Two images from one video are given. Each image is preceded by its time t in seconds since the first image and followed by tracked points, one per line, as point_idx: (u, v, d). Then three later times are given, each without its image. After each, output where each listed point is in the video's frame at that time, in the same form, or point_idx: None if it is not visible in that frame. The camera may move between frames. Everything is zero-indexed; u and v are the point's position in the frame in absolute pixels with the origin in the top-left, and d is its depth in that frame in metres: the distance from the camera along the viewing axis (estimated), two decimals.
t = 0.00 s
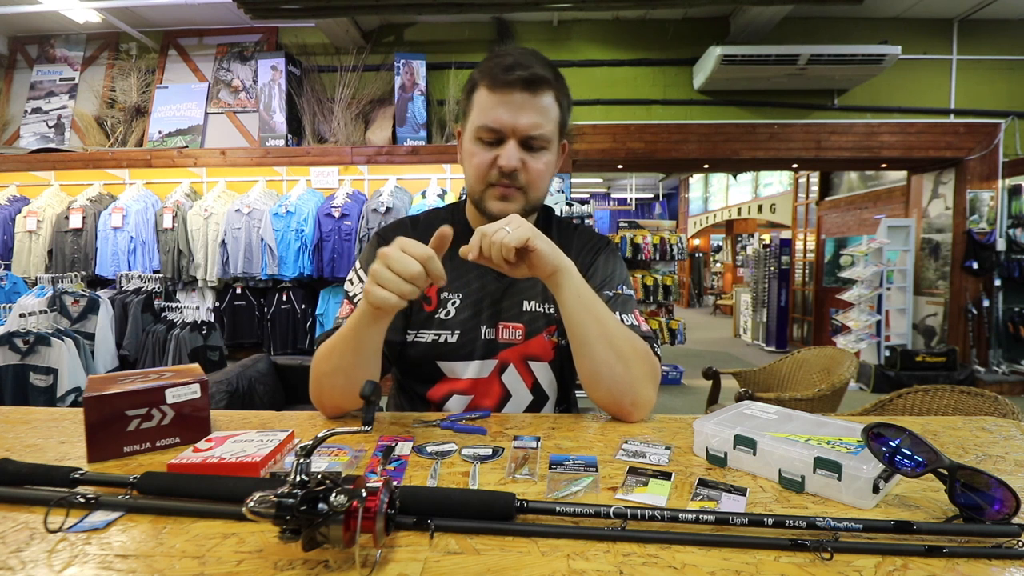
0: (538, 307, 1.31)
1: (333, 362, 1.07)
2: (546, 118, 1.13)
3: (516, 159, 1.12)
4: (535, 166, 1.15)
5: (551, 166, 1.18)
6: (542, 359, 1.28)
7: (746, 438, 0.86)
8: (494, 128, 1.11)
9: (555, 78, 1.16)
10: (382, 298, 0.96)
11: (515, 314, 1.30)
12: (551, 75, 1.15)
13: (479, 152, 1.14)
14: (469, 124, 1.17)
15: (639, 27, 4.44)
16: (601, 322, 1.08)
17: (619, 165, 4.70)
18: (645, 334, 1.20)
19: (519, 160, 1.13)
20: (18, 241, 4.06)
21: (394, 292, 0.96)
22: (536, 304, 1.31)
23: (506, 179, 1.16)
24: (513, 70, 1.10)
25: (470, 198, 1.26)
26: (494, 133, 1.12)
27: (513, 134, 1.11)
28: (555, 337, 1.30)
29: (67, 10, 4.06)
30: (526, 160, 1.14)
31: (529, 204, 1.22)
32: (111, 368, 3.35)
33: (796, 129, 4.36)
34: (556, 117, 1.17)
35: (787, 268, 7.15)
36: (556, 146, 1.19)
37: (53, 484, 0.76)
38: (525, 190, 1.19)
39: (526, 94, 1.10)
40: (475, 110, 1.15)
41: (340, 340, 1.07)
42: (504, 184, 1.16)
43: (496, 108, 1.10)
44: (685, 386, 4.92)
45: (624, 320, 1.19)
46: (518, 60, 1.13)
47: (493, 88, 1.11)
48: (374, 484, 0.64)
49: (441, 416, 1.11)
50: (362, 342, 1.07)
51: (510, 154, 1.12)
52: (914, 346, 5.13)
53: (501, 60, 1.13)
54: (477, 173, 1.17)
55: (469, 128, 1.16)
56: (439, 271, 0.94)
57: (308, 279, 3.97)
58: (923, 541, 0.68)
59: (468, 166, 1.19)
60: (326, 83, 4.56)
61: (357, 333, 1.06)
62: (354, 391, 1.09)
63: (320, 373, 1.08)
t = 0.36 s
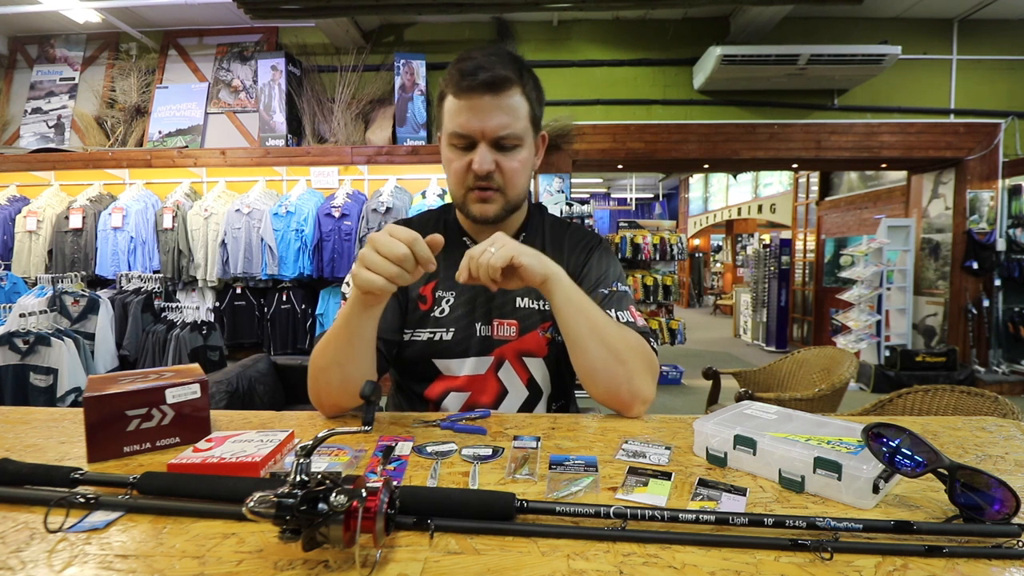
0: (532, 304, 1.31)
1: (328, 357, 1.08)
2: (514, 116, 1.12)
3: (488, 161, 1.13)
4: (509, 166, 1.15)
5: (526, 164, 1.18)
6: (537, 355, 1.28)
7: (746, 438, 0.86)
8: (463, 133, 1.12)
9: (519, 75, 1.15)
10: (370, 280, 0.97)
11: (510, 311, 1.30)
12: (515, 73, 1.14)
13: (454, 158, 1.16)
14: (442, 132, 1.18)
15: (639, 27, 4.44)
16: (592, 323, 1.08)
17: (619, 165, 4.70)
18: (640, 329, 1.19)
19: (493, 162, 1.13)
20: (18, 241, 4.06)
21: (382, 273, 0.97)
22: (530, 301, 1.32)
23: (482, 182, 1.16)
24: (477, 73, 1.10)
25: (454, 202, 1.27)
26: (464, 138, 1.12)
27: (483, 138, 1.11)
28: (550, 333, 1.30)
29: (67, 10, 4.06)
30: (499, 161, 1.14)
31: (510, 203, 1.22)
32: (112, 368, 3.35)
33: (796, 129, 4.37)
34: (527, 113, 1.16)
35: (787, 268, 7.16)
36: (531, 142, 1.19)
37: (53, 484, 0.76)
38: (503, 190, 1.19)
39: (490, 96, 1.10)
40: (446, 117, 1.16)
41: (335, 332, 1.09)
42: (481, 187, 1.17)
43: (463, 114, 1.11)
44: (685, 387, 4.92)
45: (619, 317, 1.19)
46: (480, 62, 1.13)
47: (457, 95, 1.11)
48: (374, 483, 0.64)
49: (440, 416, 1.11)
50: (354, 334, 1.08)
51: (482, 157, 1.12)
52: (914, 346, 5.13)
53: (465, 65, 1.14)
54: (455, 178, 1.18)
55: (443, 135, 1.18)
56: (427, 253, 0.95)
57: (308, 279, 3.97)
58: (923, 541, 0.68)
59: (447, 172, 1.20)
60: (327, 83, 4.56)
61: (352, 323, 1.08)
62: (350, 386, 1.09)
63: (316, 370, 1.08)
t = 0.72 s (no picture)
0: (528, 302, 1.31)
1: (324, 355, 1.08)
2: (499, 114, 1.12)
3: (475, 161, 1.13)
4: (496, 164, 1.16)
5: (513, 162, 1.18)
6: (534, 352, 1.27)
7: (746, 438, 0.86)
8: (448, 134, 1.12)
9: (502, 74, 1.15)
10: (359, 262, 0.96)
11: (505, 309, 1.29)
12: (499, 72, 1.15)
13: (441, 159, 1.16)
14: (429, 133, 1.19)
15: (639, 27, 4.44)
16: (611, 368, 1.14)
17: (618, 165, 4.70)
18: (642, 339, 1.28)
19: (479, 162, 1.13)
20: (18, 241, 4.06)
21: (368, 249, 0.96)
22: (526, 298, 1.31)
23: (470, 182, 1.16)
24: (459, 73, 1.10)
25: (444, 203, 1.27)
26: (450, 139, 1.13)
27: (468, 138, 1.12)
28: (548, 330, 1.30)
29: (67, 10, 4.06)
30: (486, 160, 1.14)
31: (499, 203, 1.22)
32: (112, 368, 3.35)
33: (796, 129, 4.37)
34: (511, 111, 1.16)
35: (787, 268, 7.16)
36: (518, 139, 1.19)
37: (53, 484, 0.76)
38: (492, 189, 1.18)
39: (474, 95, 1.10)
40: (432, 118, 1.16)
41: (330, 329, 1.09)
42: (469, 187, 1.17)
43: (448, 115, 1.11)
44: (685, 386, 4.92)
45: (623, 330, 1.27)
46: (463, 62, 1.13)
47: (441, 95, 1.11)
48: (374, 484, 0.64)
49: (440, 416, 1.11)
50: (350, 330, 1.08)
51: (468, 157, 1.12)
52: (914, 347, 5.13)
53: (449, 65, 1.14)
54: (443, 179, 1.19)
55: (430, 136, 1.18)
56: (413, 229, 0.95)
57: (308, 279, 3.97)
58: (923, 541, 0.68)
59: (437, 174, 1.21)
60: (327, 83, 4.55)
61: (347, 319, 1.07)
62: (349, 383, 1.09)
63: (313, 369, 1.09)
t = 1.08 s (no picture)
0: (537, 303, 1.32)
1: (330, 356, 1.08)
2: (513, 118, 1.12)
3: (492, 165, 1.13)
4: (512, 168, 1.16)
5: (527, 165, 1.19)
6: (541, 353, 1.28)
7: (746, 438, 0.86)
8: (464, 138, 1.11)
9: (515, 77, 1.15)
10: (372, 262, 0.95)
11: (514, 309, 1.29)
12: (512, 75, 1.14)
13: (456, 164, 1.16)
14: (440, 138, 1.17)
15: (639, 27, 4.44)
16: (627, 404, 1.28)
17: (619, 165, 4.70)
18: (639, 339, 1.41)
19: (496, 166, 1.14)
20: (18, 241, 4.06)
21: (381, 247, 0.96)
22: (535, 299, 1.32)
23: (486, 187, 1.17)
24: (474, 78, 1.09)
25: (456, 207, 1.27)
26: (466, 144, 1.12)
27: (484, 143, 1.12)
28: (557, 332, 1.32)
29: (67, 10, 4.06)
30: (502, 164, 1.14)
31: (513, 205, 1.23)
32: (111, 368, 3.35)
33: (796, 129, 4.37)
34: (524, 114, 1.16)
35: (787, 268, 7.17)
36: (530, 141, 1.19)
37: (53, 484, 0.76)
38: (507, 192, 1.19)
39: (489, 100, 1.09)
40: (444, 122, 1.15)
41: (338, 330, 1.09)
42: (486, 192, 1.18)
43: (463, 121, 1.10)
44: (685, 386, 4.92)
45: (627, 333, 1.38)
46: (477, 66, 1.12)
47: (455, 101, 1.10)
48: (374, 484, 0.64)
49: (441, 416, 1.11)
50: (356, 331, 1.09)
51: (486, 162, 1.13)
52: (914, 347, 5.13)
53: (460, 68, 1.12)
54: (458, 184, 1.19)
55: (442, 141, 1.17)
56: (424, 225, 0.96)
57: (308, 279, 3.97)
58: (923, 540, 0.68)
59: (450, 178, 1.21)
60: (327, 83, 4.55)
61: (354, 321, 1.08)
62: (353, 384, 1.09)
63: (318, 369, 1.09)
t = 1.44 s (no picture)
0: (538, 295, 1.32)
1: (334, 352, 1.08)
2: (535, 116, 1.14)
3: (513, 159, 1.14)
4: (530, 165, 1.17)
5: (543, 163, 1.21)
6: (544, 343, 1.29)
7: (746, 438, 0.86)
8: (487, 131, 1.11)
9: (537, 79, 1.17)
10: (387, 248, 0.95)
11: (515, 301, 1.30)
12: (534, 75, 1.16)
13: (477, 157, 1.15)
14: (459, 130, 1.16)
15: (639, 27, 4.44)
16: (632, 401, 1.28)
17: (619, 165, 4.70)
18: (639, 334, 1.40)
19: (516, 161, 1.14)
20: (18, 241, 4.06)
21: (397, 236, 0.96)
22: (535, 291, 1.32)
23: (504, 181, 1.16)
24: (501, 74, 1.10)
25: (466, 202, 1.25)
26: (489, 136, 1.12)
27: (508, 137, 1.12)
28: (559, 322, 1.32)
29: (67, 10, 4.06)
30: (522, 160, 1.15)
31: (526, 202, 1.23)
32: (111, 368, 3.35)
33: (796, 129, 4.37)
34: (542, 113, 1.18)
35: (787, 268, 7.17)
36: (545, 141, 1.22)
37: (53, 484, 0.76)
38: (522, 189, 1.20)
39: (515, 96, 1.11)
40: (465, 115, 1.14)
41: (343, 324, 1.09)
42: (503, 186, 1.17)
43: (490, 113, 1.10)
44: (685, 386, 4.92)
45: (626, 325, 1.38)
46: (502, 62, 1.13)
47: (482, 94, 1.11)
48: (374, 484, 0.64)
49: (442, 416, 1.11)
50: (361, 328, 1.08)
51: (508, 155, 1.13)
52: (914, 347, 5.13)
53: (485, 64, 1.13)
54: (475, 178, 1.17)
55: (461, 133, 1.16)
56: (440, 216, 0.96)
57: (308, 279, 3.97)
58: (923, 541, 0.68)
59: (465, 172, 1.19)
60: (326, 83, 4.55)
61: (361, 314, 1.08)
62: (356, 381, 1.09)
63: (321, 366, 1.09)
